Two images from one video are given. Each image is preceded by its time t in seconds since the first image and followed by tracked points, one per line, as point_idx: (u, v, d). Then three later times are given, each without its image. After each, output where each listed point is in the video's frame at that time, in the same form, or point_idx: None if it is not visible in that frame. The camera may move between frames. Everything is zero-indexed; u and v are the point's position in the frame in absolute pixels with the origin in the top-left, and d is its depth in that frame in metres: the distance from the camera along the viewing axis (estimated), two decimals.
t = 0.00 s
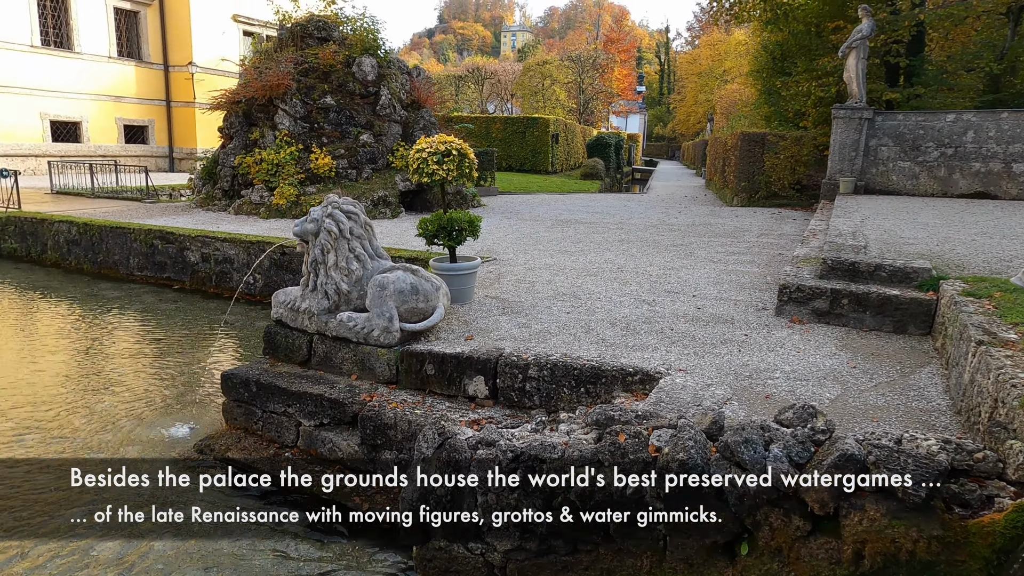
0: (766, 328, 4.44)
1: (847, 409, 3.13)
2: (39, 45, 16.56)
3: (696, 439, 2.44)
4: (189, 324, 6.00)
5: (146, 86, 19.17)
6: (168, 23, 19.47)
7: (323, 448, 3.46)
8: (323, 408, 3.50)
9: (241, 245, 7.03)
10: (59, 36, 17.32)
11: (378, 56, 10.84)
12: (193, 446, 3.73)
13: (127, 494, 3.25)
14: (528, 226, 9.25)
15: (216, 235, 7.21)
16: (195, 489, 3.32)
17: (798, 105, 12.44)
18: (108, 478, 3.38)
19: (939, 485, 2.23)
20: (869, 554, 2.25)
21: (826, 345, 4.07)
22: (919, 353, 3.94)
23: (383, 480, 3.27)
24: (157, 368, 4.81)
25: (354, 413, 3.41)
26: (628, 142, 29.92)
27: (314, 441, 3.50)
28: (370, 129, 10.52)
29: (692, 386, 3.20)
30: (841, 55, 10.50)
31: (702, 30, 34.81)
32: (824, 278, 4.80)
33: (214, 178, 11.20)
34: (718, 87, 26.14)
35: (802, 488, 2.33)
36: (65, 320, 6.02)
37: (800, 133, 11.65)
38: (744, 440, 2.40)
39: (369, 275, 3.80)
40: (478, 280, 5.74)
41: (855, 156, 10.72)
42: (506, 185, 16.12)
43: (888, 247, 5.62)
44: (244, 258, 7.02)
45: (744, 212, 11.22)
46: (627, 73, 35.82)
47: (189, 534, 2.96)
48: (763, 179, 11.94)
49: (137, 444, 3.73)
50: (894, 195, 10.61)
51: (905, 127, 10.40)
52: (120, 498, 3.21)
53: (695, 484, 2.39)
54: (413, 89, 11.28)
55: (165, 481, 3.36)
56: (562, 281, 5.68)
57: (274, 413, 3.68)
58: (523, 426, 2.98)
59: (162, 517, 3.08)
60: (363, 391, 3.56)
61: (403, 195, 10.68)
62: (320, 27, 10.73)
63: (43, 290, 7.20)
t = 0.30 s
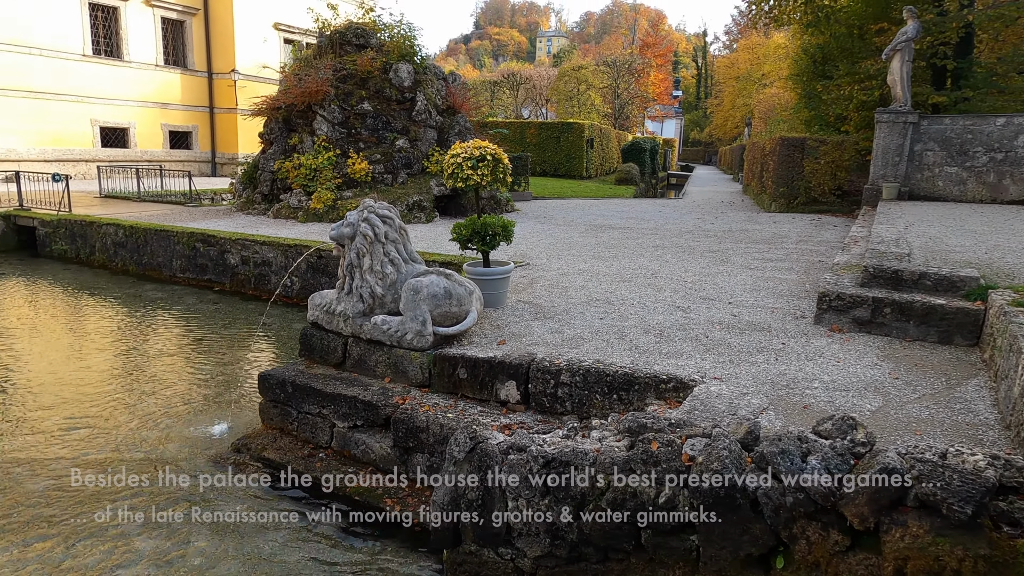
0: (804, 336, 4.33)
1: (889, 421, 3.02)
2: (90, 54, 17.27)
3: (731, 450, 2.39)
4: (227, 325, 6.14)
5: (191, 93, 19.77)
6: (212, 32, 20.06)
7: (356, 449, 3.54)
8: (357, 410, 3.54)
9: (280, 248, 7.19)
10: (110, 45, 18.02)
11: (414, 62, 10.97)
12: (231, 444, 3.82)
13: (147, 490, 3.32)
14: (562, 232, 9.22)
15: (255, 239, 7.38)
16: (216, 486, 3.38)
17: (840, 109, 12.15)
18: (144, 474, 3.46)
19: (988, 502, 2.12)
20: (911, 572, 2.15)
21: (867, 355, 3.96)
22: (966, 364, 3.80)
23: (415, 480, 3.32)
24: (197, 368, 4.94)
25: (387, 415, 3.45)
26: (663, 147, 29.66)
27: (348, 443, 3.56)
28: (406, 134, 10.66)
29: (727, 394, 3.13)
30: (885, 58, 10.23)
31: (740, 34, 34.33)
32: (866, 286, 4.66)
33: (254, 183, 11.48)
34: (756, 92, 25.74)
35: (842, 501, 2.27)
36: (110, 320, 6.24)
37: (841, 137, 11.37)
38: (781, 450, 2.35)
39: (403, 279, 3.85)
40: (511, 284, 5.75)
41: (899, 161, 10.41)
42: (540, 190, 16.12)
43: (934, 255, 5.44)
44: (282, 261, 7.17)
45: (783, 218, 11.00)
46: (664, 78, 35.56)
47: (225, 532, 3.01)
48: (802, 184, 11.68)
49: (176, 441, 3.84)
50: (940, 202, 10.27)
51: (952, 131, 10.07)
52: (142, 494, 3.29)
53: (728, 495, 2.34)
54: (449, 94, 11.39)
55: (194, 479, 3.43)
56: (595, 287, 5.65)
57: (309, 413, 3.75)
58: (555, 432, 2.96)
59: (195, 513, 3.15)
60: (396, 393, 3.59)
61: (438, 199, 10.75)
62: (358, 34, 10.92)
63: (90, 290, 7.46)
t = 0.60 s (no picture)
0: (851, 347, 4.21)
1: (943, 437, 2.90)
2: (147, 63, 17.95)
3: (774, 463, 2.33)
4: (272, 327, 6.30)
5: (240, 100, 20.36)
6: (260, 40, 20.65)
7: (395, 451, 3.58)
8: (396, 413, 3.58)
9: (323, 252, 7.34)
10: (165, 55, 18.70)
11: (455, 69, 11.08)
12: (273, 444, 3.90)
13: (194, 486, 3.43)
14: (601, 238, 9.17)
15: (299, 242, 7.55)
16: (260, 483, 3.47)
17: (890, 114, 11.80)
18: (192, 470, 3.58)
19: None
20: None
21: (918, 368, 3.82)
22: None
23: (453, 484, 3.34)
24: (243, 368, 5.07)
25: (425, 419, 3.48)
26: (705, 152, 29.28)
27: (387, 445, 3.61)
28: (447, 140, 10.76)
29: (770, 406, 3.06)
30: (939, 60, 9.88)
31: (786, 37, 33.64)
32: (917, 296, 4.50)
33: (298, 188, 11.75)
34: (802, 96, 25.16)
35: (890, 519, 2.18)
36: (162, 320, 6.47)
37: (892, 142, 11.02)
38: (826, 465, 2.28)
39: (443, 283, 3.89)
40: (550, 290, 5.74)
41: (953, 167, 10.04)
42: (579, 195, 16.08)
43: (992, 264, 5.22)
44: (324, 265, 7.31)
45: (829, 225, 10.73)
46: (706, 82, 35.09)
47: (268, 528, 3.08)
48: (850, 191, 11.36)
49: (221, 439, 3.94)
50: (997, 209, 9.86)
51: (1011, 135, 9.67)
52: (189, 489, 3.40)
53: (772, 509, 2.28)
54: (489, 100, 11.49)
55: (239, 477, 3.53)
56: (635, 294, 5.59)
57: (349, 415, 3.81)
58: (592, 440, 2.94)
59: (240, 509, 3.24)
60: (434, 397, 3.62)
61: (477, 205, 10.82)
62: (402, 42, 11.11)
63: (143, 291, 7.75)
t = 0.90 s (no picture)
0: (895, 357, 4.09)
1: (993, 451, 2.79)
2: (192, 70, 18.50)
3: (813, 474, 2.29)
4: (309, 328, 6.42)
5: (279, 105, 20.81)
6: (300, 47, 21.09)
7: (429, 454, 3.61)
8: (429, 415, 3.62)
9: (359, 255, 7.45)
10: (211, 62, 19.22)
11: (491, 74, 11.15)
12: (310, 443, 3.97)
13: (231, 483, 3.50)
14: (637, 243, 9.11)
15: (337, 246, 7.68)
16: (294, 483, 3.53)
17: (937, 117, 11.45)
18: (230, 468, 3.66)
19: None
20: None
21: (966, 380, 3.69)
22: None
23: (485, 488, 3.35)
24: (281, 368, 5.18)
25: (459, 422, 3.50)
26: (743, 156, 28.85)
27: (421, 447, 3.65)
28: (482, 144, 10.82)
29: (809, 416, 2.99)
30: (989, 62, 9.55)
31: (828, 39, 32.94)
32: (965, 305, 4.35)
33: (336, 192, 11.96)
34: (845, 99, 24.59)
35: (936, 536, 2.11)
36: (204, 320, 6.65)
37: (938, 147, 10.68)
38: (869, 478, 2.23)
39: (478, 287, 3.92)
40: (585, 295, 5.72)
41: (1004, 172, 9.68)
42: (614, 200, 16.01)
43: None
44: (361, 268, 7.42)
45: (872, 231, 10.46)
46: (744, 86, 34.59)
47: (303, 527, 3.13)
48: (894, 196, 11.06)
49: (260, 438, 4.03)
50: None
51: None
52: (227, 486, 3.47)
53: (810, 522, 2.23)
54: (525, 105, 11.52)
55: (274, 475, 3.60)
56: (671, 300, 5.54)
57: (384, 417, 3.86)
58: (627, 447, 2.92)
59: (274, 507, 3.29)
60: (468, 401, 3.64)
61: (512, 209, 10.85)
62: (439, 48, 11.23)
63: (187, 292, 7.98)
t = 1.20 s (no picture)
0: (937, 367, 3.98)
1: None
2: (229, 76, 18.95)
3: (851, 486, 2.24)
4: (342, 330, 6.51)
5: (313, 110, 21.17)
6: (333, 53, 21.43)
7: (459, 457, 3.62)
8: (460, 418, 3.63)
9: (391, 258, 7.53)
10: (247, 68, 19.70)
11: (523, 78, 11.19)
12: (342, 444, 4.03)
13: (267, 481, 3.57)
14: (669, 248, 9.03)
15: (369, 249, 7.77)
16: (329, 482, 3.58)
17: (981, 120, 11.11)
18: (266, 466, 3.73)
19: None
20: None
21: (1013, 391, 3.56)
22: None
23: (516, 492, 3.35)
24: (314, 370, 5.26)
25: (489, 426, 3.51)
26: (777, 160, 28.39)
27: (451, 450, 3.66)
28: (514, 149, 10.85)
29: (847, 426, 2.93)
30: None
31: (867, 40, 32.22)
32: (1011, 314, 4.21)
33: (368, 196, 12.11)
34: (884, 101, 24.02)
35: (980, 551, 2.04)
36: (241, 321, 6.79)
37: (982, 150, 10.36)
38: (910, 490, 2.17)
39: (509, 291, 3.94)
40: (616, 300, 5.69)
41: None
42: (645, 204, 15.91)
43: None
44: (393, 271, 7.51)
45: (912, 237, 10.21)
46: (779, 89, 34.07)
47: (335, 526, 3.17)
48: (936, 202, 10.77)
49: (294, 438, 4.09)
50: None
51: None
52: (263, 484, 3.54)
53: (848, 534, 2.18)
54: (557, 109, 11.55)
55: (309, 474, 3.66)
56: (703, 306, 5.48)
57: (415, 419, 3.89)
58: (659, 454, 2.89)
59: (310, 506, 3.35)
60: (499, 404, 3.65)
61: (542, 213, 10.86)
62: (471, 53, 11.31)
63: (224, 293, 8.17)
